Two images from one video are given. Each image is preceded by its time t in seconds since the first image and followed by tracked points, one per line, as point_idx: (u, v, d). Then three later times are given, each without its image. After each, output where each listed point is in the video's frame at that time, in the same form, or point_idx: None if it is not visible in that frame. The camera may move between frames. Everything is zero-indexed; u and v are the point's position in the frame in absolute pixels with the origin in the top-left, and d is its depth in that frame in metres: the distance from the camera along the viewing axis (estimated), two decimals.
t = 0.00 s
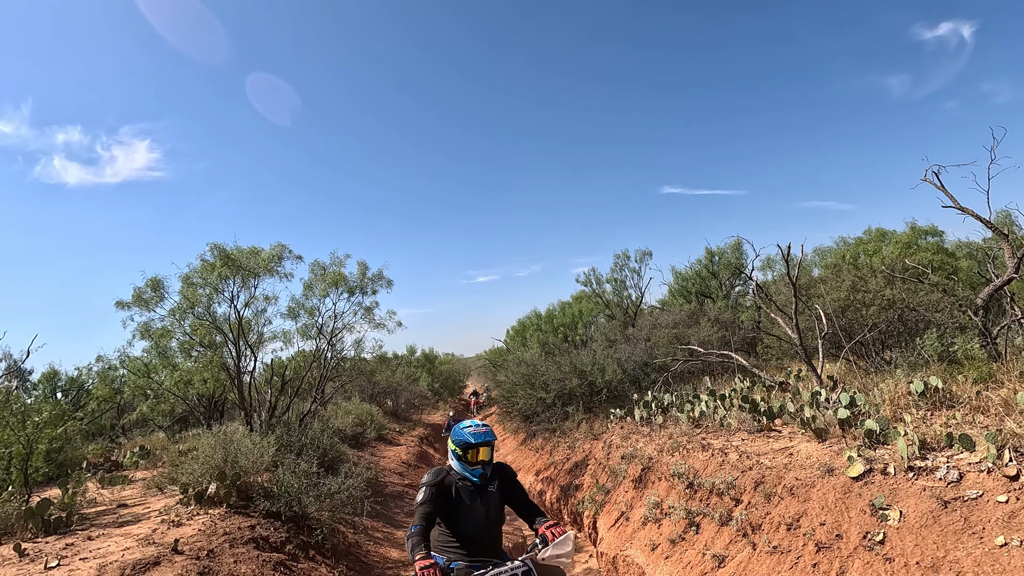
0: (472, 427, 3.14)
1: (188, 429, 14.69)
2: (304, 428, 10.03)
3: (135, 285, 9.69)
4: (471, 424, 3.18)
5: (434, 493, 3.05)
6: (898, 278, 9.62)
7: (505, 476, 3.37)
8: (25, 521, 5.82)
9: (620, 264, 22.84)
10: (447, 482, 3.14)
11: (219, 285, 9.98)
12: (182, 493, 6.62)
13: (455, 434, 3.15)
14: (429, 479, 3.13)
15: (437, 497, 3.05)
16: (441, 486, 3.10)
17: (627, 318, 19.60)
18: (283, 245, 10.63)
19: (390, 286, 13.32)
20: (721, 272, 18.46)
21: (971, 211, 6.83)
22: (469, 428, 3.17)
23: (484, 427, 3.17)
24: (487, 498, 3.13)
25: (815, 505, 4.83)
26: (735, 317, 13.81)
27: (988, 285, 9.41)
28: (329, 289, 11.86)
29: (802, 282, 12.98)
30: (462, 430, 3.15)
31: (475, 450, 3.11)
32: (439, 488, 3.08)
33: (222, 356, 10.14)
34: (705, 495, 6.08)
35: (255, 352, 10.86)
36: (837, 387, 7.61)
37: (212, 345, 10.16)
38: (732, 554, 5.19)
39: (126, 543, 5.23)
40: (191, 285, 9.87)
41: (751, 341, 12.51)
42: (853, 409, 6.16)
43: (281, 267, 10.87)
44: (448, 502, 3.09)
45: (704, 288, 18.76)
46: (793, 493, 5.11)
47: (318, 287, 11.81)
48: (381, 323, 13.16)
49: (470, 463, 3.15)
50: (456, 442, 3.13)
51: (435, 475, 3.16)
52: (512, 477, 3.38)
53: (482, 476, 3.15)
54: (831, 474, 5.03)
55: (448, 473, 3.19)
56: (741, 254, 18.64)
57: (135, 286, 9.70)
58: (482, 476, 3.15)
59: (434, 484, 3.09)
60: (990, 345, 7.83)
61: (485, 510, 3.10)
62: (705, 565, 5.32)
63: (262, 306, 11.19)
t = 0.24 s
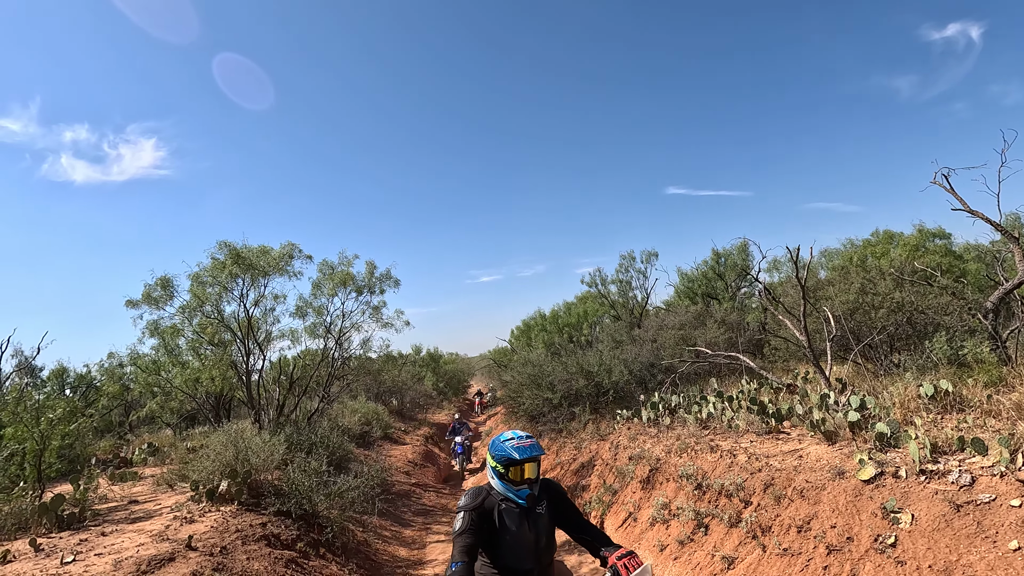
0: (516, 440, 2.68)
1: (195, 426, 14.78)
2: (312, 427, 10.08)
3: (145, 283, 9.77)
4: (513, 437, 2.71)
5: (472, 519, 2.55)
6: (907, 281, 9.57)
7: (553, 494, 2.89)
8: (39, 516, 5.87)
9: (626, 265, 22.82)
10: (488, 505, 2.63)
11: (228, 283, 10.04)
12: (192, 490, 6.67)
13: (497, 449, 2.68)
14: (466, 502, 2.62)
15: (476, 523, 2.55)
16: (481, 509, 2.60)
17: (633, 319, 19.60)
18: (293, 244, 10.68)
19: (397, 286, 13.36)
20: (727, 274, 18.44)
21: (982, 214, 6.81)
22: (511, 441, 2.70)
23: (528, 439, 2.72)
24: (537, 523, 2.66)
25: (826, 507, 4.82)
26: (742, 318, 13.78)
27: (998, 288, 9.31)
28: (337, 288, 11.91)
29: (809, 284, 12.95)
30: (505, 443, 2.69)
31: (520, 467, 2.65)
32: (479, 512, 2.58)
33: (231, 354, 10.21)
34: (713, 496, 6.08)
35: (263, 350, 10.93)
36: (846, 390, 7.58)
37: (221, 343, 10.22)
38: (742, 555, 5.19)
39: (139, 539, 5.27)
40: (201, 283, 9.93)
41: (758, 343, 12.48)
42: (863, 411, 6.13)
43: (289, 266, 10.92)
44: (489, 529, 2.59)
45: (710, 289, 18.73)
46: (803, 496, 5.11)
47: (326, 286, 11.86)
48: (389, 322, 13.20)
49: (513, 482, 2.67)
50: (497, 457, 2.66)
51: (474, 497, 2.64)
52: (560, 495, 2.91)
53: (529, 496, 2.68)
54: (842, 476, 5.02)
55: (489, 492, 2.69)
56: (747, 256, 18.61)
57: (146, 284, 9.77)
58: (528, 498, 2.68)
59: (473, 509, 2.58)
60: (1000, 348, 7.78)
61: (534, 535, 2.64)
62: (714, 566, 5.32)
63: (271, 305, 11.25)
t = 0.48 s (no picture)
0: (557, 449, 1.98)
1: (201, 424, 14.86)
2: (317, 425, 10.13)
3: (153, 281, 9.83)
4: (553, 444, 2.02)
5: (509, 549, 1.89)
6: (914, 283, 9.55)
7: (603, 510, 2.20)
8: (48, 511, 5.92)
9: (631, 265, 22.82)
10: (526, 531, 1.96)
11: (236, 281, 10.09)
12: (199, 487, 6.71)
13: (533, 460, 2.00)
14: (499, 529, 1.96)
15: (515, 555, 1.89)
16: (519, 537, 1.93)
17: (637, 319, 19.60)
18: (300, 243, 10.73)
19: (403, 285, 13.39)
20: (732, 275, 18.42)
21: (991, 217, 6.79)
22: (549, 449, 2.01)
23: (570, 447, 2.03)
24: (586, 549, 1.98)
25: (833, 510, 4.80)
26: (747, 320, 13.76)
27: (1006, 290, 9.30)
28: (343, 287, 11.96)
29: (815, 286, 12.94)
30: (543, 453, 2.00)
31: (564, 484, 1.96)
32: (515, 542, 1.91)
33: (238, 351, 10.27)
34: (719, 498, 6.07)
35: (270, 348, 10.98)
36: (852, 393, 7.54)
37: (227, 341, 10.29)
38: (748, 557, 5.18)
39: (148, 535, 5.30)
40: (208, 282, 10.00)
41: (762, 345, 12.46)
42: (870, 414, 6.09)
43: (297, 265, 10.97)
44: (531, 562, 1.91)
45: (715, 290, 18.71)
46: (810, 498, 5.09)
47: (332, 284, 11.91)
48: (394, 321, 13.23)
49: (555, 501, 1.98)
50: (532, 473, 1.99)
51: (508, 520, 1.98)
52: (613, 510, 2.22)
53: (577, 519, 1.98)
54: (849, 478, 5.00)
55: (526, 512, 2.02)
56: (753, 257, 18.58)
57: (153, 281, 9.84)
58: (575, 520, 1.97)
59: (507, 537, 1.92)
60: (1008, 351, 7.75)
61: (584, 565, 1.96)
62: (720, 567, 5.31)
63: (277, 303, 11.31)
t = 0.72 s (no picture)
0: (599, 446, 1.89)
1: (204, 422, 14.89)
2: (320, 423, 10.15)
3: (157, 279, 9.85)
4: (594, 440, 1.92)
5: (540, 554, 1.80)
6: (919, 285, 9.50)
7: (650, 512, 2.17)
8: (52, 508, 5.93)
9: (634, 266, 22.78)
10: (560, 536, 1.87)
11: (239, 280, 10.12)
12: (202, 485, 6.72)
13: (572, 457, 1.90)
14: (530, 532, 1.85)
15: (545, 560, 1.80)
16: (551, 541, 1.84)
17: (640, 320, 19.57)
18: (304, 241, 10.73)
19: (406, 284, 13.40)
20: (735, 277, 18.37)
21: (997, 219, 6.76)
22: (591, 445, 1.90)
23: (613, 442, 1.92)
24: (630, 558, 1.90)
25: (836, 512, 4.78)
26: (750, 321, 13.72)
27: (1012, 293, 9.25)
28: (346, 286, 11.96)
29: (819, 288, 12.89)
30: (583, 450, 1.89)
31: (607, 483, 1.88)
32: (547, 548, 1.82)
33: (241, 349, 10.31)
34: (722, 499, 6.05)
35: (273, 346, 11.00)
36: (856, 395, 7.50)
37: (230, 339, 10.32)
38: (751, 559, 5.17)
39: (151, 532, 5.31)
40: (212, 280, 10.02)
41: (766, 346, 12.42)
42: (875, 416, 6.04)
43: (300, 263, 10.98)
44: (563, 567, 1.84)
45: (719, 291, 18.65)
46: (814, 499, 5.06)
47: (335, 283, 11.91)
48: (397, 320, 13.23)
49: (597, 503, 1.90)
50: (572, 471, 1.88)
51: (540, 523, 1.87)
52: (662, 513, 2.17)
53: (620, 522, 1.91)
54: (853, 481, 4.97)
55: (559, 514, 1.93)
56: (756, 258, 18.52)
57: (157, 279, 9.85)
58: (619, 525, 1.91)
59: (540, 542, 1.82)
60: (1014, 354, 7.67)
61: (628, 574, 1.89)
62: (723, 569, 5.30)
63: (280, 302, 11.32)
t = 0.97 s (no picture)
0: (640, 472, 1.70)
1: (207, 420, 14.94)
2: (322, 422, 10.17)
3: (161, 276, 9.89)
4: (633, 465, 1.73)
5: None
6: (924, 287, 9.46)
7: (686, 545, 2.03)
8: (56, 505, 5.96)
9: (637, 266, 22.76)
10: None
11: (243, 278, 10.15)
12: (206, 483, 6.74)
13: (608, 485, 1.69)
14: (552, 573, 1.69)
15: None
16: None
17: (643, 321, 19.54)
18: (307, 240, 10.76)
19: (410, 284, 13.41)
20: (739, 277, 18.33)
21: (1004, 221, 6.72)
22: (631, 472, 1.70)
23: (654, 469, 1.74)
24: None
25: (840, 514, 4.76)
26: (754, 322, 13.68)
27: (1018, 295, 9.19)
28: (350, 285, 11.98)
29: (823, 289, 12.86)
30: (622, 476, 1.70)
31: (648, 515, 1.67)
32: None
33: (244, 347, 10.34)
34: (725, 500, 6.03)
35: (276, 345, 11.03)
36: (860, 396, 7.46)
37: (234, 337, 10.36)
38: (754, 560, 5.15)
39: (154, 529, 5.33)
40: (216, 278, 10.04)
41: (769, 347, 12.39)
42: (880, 418, 5.99)
43: (304, 262, 11.01)
44: None
45: (722, 292, 18.60)
46: (817, 501, 5.04)
47: (339, 282, 11.94)
48: (400, 320, 13.25)
49: (635, 538, 1.69)
50: (609, 501, 1.67)
51: (565, 562, 1.72)
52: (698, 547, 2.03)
53: (664, 561, 1.68)
54: (857, 483, 4.95)
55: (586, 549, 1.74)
56: (760, 259, 18.47)
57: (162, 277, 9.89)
58: (663, 565, 1.67)
59: None
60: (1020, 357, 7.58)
61: None
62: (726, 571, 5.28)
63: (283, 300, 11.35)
